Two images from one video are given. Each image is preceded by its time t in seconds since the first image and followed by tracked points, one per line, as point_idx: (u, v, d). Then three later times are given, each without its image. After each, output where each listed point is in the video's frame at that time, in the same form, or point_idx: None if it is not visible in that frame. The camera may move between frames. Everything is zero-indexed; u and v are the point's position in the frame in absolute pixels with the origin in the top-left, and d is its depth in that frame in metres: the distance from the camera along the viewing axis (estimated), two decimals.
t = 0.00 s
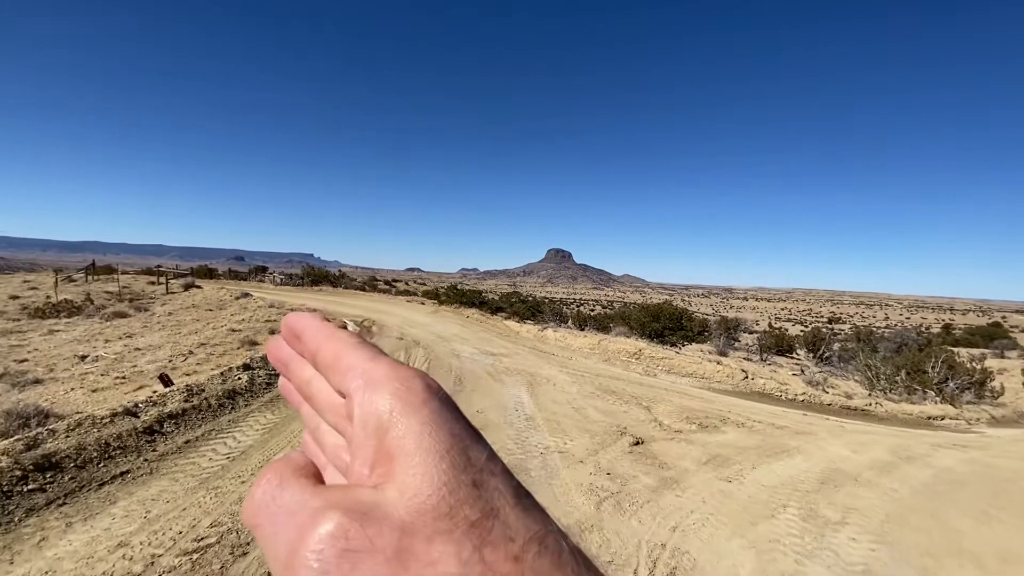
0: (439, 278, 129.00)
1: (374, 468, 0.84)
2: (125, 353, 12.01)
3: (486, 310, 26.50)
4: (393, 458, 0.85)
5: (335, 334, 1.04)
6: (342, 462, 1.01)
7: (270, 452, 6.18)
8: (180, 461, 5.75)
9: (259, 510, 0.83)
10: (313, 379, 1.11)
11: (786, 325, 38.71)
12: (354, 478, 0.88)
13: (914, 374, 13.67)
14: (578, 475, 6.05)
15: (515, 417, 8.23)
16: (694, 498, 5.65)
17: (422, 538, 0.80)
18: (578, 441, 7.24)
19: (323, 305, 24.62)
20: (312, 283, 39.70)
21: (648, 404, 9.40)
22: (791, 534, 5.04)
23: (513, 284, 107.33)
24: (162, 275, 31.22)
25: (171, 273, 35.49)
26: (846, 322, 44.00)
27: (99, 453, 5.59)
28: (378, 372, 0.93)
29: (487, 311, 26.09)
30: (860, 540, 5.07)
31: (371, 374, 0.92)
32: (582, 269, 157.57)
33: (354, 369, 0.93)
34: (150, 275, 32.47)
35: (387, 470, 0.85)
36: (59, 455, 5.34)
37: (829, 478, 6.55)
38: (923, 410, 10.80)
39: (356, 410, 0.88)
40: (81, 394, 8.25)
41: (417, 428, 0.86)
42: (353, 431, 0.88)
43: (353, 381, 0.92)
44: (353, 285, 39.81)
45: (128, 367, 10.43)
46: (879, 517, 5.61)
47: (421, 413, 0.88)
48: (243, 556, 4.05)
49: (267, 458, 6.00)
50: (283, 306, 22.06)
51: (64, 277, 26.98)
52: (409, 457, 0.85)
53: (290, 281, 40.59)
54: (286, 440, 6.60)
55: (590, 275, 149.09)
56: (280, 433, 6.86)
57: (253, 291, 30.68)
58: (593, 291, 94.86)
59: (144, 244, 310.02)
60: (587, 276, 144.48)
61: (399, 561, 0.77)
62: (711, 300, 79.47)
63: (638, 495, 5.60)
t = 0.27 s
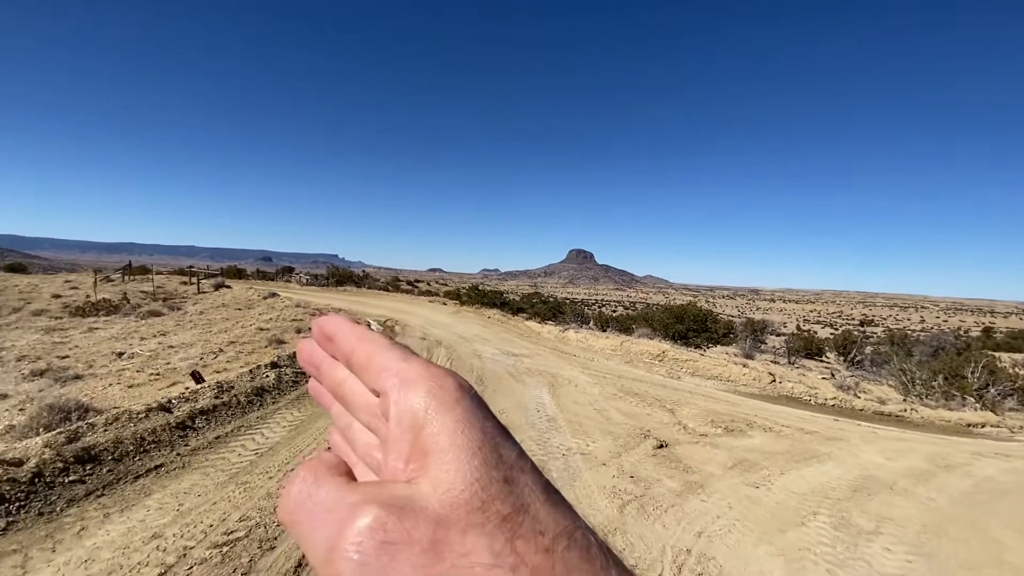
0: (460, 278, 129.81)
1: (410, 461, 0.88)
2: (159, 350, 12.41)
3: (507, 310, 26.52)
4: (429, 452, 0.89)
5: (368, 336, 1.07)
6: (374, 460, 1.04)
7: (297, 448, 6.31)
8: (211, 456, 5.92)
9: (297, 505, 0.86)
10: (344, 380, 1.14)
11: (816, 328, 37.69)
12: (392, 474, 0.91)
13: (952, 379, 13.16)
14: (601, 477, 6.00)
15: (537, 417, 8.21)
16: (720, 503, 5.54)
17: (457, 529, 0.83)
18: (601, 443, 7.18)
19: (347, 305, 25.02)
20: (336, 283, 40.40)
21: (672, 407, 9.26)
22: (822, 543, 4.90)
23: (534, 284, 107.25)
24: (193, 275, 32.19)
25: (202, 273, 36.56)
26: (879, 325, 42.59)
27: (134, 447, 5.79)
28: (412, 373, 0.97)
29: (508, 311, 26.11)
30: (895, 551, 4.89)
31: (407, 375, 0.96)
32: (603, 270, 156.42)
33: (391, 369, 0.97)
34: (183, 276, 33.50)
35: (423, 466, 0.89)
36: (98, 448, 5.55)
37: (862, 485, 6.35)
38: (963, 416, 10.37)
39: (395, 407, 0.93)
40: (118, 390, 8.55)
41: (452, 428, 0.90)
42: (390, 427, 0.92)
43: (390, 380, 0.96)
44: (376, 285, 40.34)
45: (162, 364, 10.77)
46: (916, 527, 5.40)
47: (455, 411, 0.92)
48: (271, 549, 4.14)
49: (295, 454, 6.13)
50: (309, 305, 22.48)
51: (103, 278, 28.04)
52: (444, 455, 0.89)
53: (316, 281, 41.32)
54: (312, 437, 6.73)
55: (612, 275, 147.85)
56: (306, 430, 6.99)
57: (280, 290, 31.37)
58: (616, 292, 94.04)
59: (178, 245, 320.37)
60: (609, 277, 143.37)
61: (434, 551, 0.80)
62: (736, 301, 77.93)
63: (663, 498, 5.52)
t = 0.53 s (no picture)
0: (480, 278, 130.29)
1: (431, 467, 0.89)
2: (188, 348, 12.76)
3: (526, 310, 26.51)
4: (448, 460, 0.90)
5: (387, 340, 1.08)
6: (394, 463, 1.05)
7: (319, 445, 6.42)
8: (237, 452, 6.07)
9: (320, 510, 0.88)
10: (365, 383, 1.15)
11: (843, 328, 36.74)
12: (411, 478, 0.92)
13: (988, 383, 12.68)
14: (620, 479, 5.95)
15: (556, 418, 8.18)
16: (743, 507, 5.44)
17: (478, 533, 0.84)
18: (621, 444, 7.12)
19: (368, 304, 25.34)
20: (358, 283, 40.94)
21: (693, 408, 9.13)
22: (849, 550, 4.78)
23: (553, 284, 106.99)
24: (220, 275, 33.00)
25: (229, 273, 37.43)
26: (910, 325, 41.30)
27: (165, 441, 5.97)
28: (433, 378, 0.98)
29: (527, 311, 26.10)
30: (927, 560, 4.74)
31: (427, 381, 0.97)
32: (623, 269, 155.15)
33: (411, 376, 0.98)
34: (211, 276, 34.38)
35: (443, 470, 0.89)
36: (130, 442, 5.74)
37: (891, 491, 6.16)
38: (999, 421, 9.99)
39: (414, 414, 0.93)
40: (149, 386, 8.82)
41: (469, 434, 0.91)
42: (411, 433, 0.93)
43: (410, 386, 0.97)
44: (396, 285, 40.73)
45: (191, 361, 11.08)
46: (949, 536, 5.22)
47: (474, 417, 0.93)
48: (295, 544, 4.22)
49: (317, 450, 6.23)
50: (331, 305, 22.83)
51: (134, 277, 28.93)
52: (462, 461, 0.90)
53: (337, 281, 41.92)
54: (334, 434, 6.84)
55: (632, 275, 146.50)
56: (329, 427, 7.11)
57: (304, 290, 31.93)
58: (636, 291, 93.11)
59: (205, 245, 328.62)
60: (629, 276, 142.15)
61: (458, 554, 0.82)
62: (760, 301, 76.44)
63: (684, 501, 5.45)
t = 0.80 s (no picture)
0: (497, 276, 130.62)
1: None
2: (213, 346, 13.07)
3: (544, 308, 26.48)
4: None
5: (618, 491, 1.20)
6: None
7: (341, 442, 6.50)
8: (261, 447, 6.19)
9: None
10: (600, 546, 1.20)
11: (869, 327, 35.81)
12: None
13: None
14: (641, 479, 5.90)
15: (574, 417, 8.15)
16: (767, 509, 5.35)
17: None
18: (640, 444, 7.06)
19: (387, 303, 25.61)
20: (376, 281, 41.44)
21: (714, 409, 9.01)
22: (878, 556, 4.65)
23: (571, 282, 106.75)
24: (243, 274, 33.73)
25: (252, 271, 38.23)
26: (940, 324, 40.08)
27: (192, 437, 6.13)
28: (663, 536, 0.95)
29: (545, 309, 26.06)
30: (961, 567, 4.58)
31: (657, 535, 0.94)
32: (642, 268, 153.84)
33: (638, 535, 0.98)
34: (235, 275, 35.16)
35: None
36: (159, 437, 5.90)
37: (922, 496, 5.98)
38: None
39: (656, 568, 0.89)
40: (177, 383, 9.05)
41: None
42: None
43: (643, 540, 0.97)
44: (415, 283, 41.10)
45: (216, 358, 11.34)
46: (983, 542, 5.05)
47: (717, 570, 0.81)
48: (318, 539, 4.27)
49: (338, 447, 6.31)
50: (350, 303, 23.16)
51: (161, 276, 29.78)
52: None
53: (356, 279, 42.46)
54: (355, 431, 6.93)
55: (651, 273, 145.06)
56: (350, 424, 7.21)
57: (324, 288, 32.43)
58: (655, 289, 92.17)
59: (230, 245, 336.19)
60: (648, 274, 140.82)
61: None
62: (783, 300, 74.98)
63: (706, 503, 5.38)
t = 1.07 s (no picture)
0: (513, 274, 130.70)
1: None
2: (236, 343, 13.33)
3: (561, 306, 26.41)
4: None
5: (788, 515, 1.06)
6: None
7: (361, 439, 6.58)
8: (283, 444, 6.29)
9: None
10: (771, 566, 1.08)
11: (896, 326, 34.88)
12: None
13: None
14: (660, 479, 5.85)
15: (593, 416, 8.11)
16: (791, 511, 5.25)
17: None
18: (660, 444, 6.99)
19: (405, 301, 25.82)
20: (394, 279, 41.82)
21: (735, 408, 8.88)
22: (908, 561, 4.53)
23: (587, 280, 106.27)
24: (264, 273, 34.33)
25: (273, 270, 38.85)
26: (970, 322, 38.85)
27: (217, 433, 6.27)
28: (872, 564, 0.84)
29: (561, 307, 25.99)
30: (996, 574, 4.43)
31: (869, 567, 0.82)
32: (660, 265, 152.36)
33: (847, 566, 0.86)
34: (257, 273, 35.83)
35: None
36: (185, 433, 6.04)
37: (954, 500, 5.81)
38: None
39: None
40: (201, 380, 9.25)
41: None
42: None
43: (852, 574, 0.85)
44: (432, 281, 41.35)
45: (239, 356, 11.57)
46: (1019, 548, 4.87)
47: None
48: (339, 535, 4.32)
49: (359, 444, 6.39)
50: (369, 301, 23.40)
51: (186, 275, 30.48)
52: None
53: (375, 278, 42.86)
54: (375, 428, 7.00)
55: (669, 271, 143.55)
56: (370, 421, 7.29)
57: (343, 286, 32.84)
58: (673, 287, 91.19)
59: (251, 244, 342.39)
60: (665, 271, 139.40)
61: None
62: (805, 297, 73.50)
63: (727, 504, 5.31)
